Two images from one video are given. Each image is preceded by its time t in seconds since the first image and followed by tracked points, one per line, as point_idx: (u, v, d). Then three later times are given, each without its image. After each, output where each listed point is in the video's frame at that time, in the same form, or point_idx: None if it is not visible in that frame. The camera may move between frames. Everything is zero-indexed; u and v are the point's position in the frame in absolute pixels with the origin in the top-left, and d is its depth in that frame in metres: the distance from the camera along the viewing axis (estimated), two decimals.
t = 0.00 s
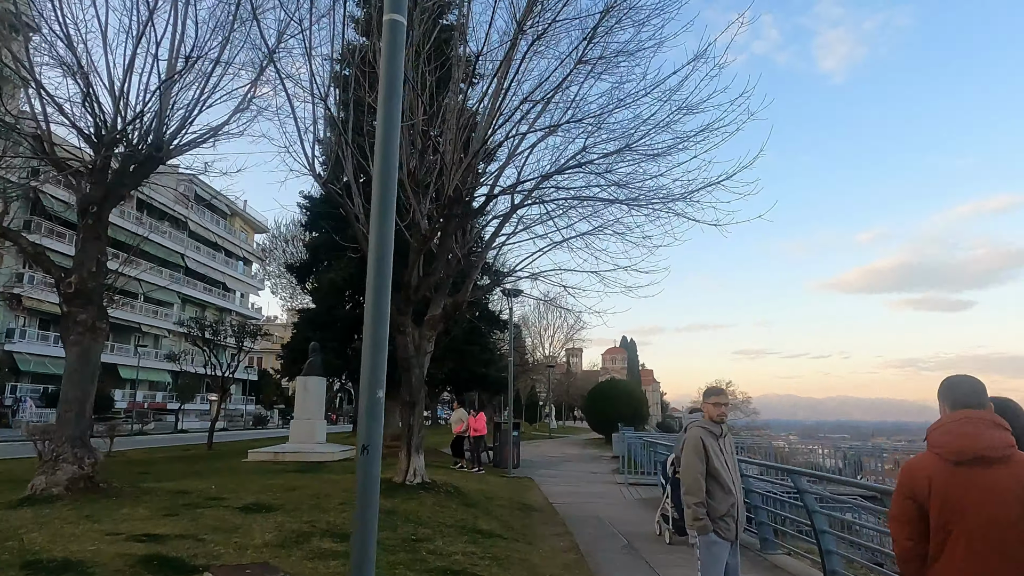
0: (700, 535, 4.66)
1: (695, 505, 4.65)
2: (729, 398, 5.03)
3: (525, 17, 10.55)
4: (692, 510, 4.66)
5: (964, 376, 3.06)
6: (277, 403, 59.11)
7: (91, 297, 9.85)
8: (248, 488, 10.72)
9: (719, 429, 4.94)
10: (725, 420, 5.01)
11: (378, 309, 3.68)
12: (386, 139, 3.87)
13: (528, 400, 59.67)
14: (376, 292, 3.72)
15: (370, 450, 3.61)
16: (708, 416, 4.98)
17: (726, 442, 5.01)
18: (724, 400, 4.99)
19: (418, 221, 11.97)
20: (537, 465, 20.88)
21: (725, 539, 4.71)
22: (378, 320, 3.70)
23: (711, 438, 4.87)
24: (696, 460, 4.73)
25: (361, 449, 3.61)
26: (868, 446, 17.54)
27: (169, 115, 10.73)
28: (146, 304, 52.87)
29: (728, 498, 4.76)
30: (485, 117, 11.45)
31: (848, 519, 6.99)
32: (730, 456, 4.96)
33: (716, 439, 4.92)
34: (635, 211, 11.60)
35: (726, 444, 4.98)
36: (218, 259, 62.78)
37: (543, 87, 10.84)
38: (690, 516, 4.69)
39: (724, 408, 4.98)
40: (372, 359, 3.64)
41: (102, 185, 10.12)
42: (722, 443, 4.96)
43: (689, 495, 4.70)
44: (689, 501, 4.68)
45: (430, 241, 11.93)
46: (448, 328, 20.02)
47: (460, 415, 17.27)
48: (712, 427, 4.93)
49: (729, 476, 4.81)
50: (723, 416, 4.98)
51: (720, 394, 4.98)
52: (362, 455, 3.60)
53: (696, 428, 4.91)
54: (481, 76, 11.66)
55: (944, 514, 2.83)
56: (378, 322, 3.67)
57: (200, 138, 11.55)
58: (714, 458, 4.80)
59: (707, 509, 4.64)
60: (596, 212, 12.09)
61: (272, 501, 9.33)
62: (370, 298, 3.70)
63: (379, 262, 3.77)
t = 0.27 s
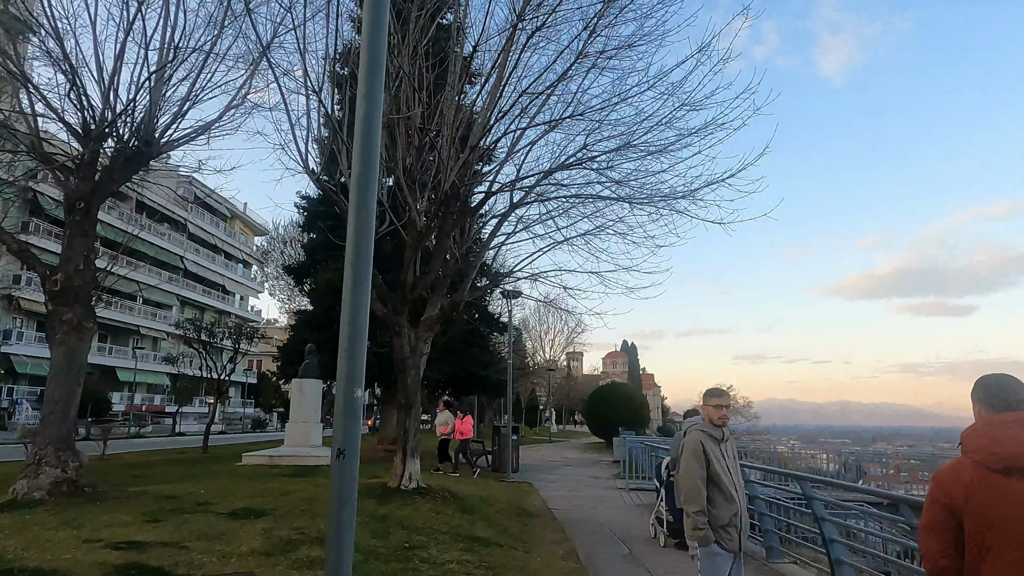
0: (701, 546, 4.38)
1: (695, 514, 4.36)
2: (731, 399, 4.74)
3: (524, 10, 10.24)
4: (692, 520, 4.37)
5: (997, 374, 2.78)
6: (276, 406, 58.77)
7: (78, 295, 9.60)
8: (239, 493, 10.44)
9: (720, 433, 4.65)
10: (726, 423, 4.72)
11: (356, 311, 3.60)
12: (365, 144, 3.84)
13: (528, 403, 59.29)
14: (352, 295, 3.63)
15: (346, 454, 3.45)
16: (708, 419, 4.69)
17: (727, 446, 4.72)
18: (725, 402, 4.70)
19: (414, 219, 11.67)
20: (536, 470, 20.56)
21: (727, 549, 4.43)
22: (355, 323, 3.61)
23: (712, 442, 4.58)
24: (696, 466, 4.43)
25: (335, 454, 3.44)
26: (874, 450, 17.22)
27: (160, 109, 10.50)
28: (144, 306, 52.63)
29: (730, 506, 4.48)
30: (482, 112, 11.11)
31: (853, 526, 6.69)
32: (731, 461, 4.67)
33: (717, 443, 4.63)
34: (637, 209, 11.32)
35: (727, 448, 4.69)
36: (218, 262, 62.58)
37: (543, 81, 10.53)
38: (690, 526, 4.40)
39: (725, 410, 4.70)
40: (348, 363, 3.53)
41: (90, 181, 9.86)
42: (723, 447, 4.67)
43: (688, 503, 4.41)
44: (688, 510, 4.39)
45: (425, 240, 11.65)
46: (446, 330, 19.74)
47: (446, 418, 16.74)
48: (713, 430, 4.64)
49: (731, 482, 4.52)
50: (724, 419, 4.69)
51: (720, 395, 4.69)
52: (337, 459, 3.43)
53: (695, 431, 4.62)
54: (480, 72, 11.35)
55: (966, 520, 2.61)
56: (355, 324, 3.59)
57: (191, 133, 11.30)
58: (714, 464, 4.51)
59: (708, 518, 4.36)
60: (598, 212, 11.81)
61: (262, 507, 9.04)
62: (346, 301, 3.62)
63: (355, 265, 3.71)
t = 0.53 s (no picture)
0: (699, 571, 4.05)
1: (692, 534, 4.07)
2: (729, 409, 4.50)
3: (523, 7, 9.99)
4: (688, 540, 4.06)
5: None
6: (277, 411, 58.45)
7: (65, 298, 9.37)
8: (231, 501, 10.17)
9: (717, 446, 4.40)
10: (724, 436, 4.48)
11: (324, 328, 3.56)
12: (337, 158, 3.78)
13: (529, 408, 58.92)
14: (321, 311, 3.61)
15: (314, 473, 3.41)
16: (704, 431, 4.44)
17: (725, 461, 4.47)
18: (722, 413, 4.47)
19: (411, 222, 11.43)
20: (536, 476, 20.27)
21: (726, 573, 4.14)
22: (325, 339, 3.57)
23: (709, 455, 4.32)
24: (693, 482, 4.17)
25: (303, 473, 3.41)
26: (879, 457, 16.93)
27: (152, 108, 10.28)
28: (145, 310, 52.42)
29: (728, 525, 4.21)
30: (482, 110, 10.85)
31: (859, 538, 6.42)
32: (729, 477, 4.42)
33: (713, 457, 4.37)
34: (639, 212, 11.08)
35: (724, 462, 4.44)
36: (218, 266, 62.45)
37: (542, 81, 10.28)
38: (686, 547, 4.08)
39: (723, 422, 4.46)
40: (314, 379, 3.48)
41: (80, 180, 9.63)
42: (719, 461, 4.41)
43: (684, 521, 4.13)
44: (685, 530, 4.10)
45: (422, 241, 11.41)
46: (445, 334, 19.49)
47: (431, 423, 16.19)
48: (710, 443, 4.38)
49: (730, 500, 4.26)
50: (722, 431, 4.45)
51: (719, 405, 4.46)
52: (304, 478, 3.40)
53: (690, 444, 4.36)
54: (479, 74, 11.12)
55: (1004, 552, 2.35)
56: (325, 339, 3.54)
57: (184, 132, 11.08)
58: (712, 479, 4.25)
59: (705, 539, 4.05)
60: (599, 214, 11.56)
61: (252, 516, 8.77)
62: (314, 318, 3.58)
63: (328, 281, 3.66)
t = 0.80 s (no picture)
0: None
1: (687, 542, 3.78)
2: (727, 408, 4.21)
3: None
4: (681, 549, 3.78)
5: None
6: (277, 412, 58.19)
7: (53, 293, 9.10)
8: (223, 503, 9.90)
9: (712, 447, 4.11)
10: (721, 436, 4.19)
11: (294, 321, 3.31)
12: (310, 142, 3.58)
13: (530, 410, 58.63)
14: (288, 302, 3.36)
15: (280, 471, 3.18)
16: (701, 430, 4.16)
17: (719, 462, 4.21)
18: (719, 413, 4.18)
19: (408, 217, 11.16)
20: (537, 479, 19.98)
21: None
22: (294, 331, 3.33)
23: (704, 457, 4.03)
24: (687, 486, 3.88)
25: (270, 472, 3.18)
26: (886, 459, 16.66)
27: (144, 99, 10.04)
28: (145, 311, 52.24)
29: (724, 532, 3.94)
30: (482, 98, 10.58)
31: (871, 542, 6.13)
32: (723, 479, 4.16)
33: (708, 459, 4.09)
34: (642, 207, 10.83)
35: (719, 463, 4.18)
36: (219, 266, 62.32)
37: (544, 72, 10.02)
38: (678, 556, 3.81)
39: (721, 421, 4.17)
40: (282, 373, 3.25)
41: (69, 173, 9.39)
42: (714, 462, 4.14)
43: (677, 528, 3.85)
44: (678, 537, 3.82)
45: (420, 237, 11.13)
46: (445, 334, 19.23)
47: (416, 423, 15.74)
48: (705, 443, 4.10)
49: (725, 504, 4.01)
50: (719, 431, 4.17)
51: (717, 403, 4.17)
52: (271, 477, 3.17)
53: (684, 444, 4.08)
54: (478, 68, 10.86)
55: None
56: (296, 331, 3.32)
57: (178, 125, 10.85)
58: (707, 482, 3.97)
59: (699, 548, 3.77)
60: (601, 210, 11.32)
61: (244, 518, 8.50)
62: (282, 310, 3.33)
63: (298, 271, 3.43)
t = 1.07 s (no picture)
0: None
1: (693, 567, 3.44)
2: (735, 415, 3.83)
3: None
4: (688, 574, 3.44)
5: None
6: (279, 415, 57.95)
7: (44, 291, 8.86)
8: (217, 508, 9.65)
9: (719, 460, 3.75)
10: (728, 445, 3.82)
11: (266, 322, 3.22)
12: (285, 146, 3.49)
13: (534, 414, 58.24)
14: (260, 303, 3.26)
15: (247, 483, 3.13)
16: (706, 440, 3.78)
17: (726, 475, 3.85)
18: (727, 422, 3.80)
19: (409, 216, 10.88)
20: (540, 484, 19.66)
21: None
22: (266, 341, 3.25)
23: (710, 471, 3.67)
24: (692, 504, 3.54)
25: (234, 485, 3.12)
26: (896, 465, 16.30)
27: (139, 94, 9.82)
28: (148, 312, 52.13)
29: (734, 551, 3.60)
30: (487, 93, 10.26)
31: (886, 554, 5.76)
32: (731, 492, 3.81)
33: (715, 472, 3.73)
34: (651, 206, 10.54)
35: (725, 474, 3.84)
36: (223, 268, 62.37)
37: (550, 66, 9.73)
38: None
39: (729, 430, 3.79)
40: (249, 383, 3.17)
41: (61, 169, 9.16)
42: (719, 475, 3.79)
43: (681, 550, 3.51)
44: (684, 561, 3.48)
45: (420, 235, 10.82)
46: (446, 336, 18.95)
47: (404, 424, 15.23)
48: (710, 456, 3.73)
49: (734, 519, 3.67)
50: (726, 443, 3.79)
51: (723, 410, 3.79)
52: (236, 489, 3.12)
53: (687, 456, 3.73)
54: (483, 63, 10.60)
55: None
56: (270, 337, 3.24)
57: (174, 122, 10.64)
58: (714, 497, 3.62)
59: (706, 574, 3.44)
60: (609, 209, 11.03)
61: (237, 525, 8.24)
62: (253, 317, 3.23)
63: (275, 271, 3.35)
